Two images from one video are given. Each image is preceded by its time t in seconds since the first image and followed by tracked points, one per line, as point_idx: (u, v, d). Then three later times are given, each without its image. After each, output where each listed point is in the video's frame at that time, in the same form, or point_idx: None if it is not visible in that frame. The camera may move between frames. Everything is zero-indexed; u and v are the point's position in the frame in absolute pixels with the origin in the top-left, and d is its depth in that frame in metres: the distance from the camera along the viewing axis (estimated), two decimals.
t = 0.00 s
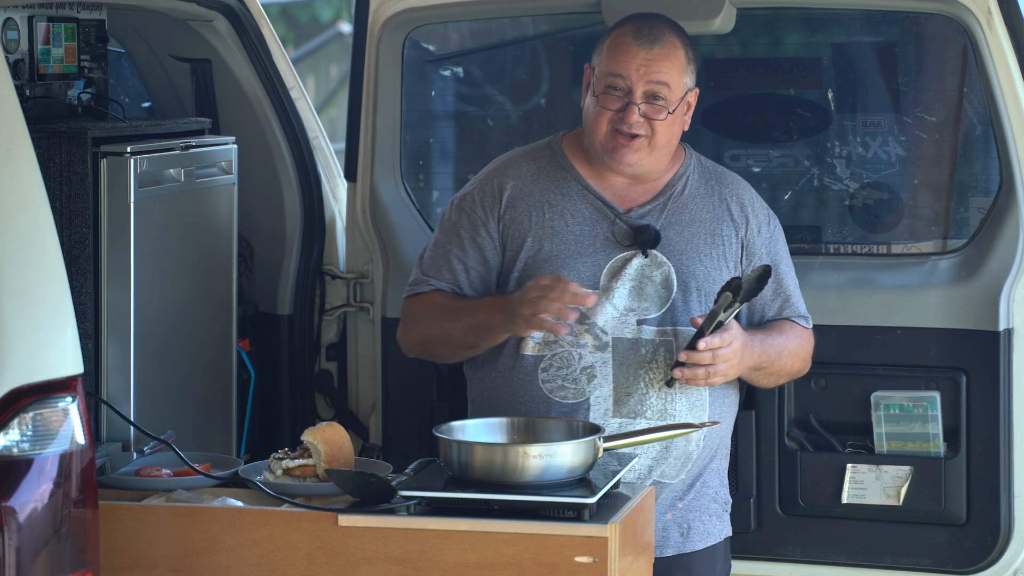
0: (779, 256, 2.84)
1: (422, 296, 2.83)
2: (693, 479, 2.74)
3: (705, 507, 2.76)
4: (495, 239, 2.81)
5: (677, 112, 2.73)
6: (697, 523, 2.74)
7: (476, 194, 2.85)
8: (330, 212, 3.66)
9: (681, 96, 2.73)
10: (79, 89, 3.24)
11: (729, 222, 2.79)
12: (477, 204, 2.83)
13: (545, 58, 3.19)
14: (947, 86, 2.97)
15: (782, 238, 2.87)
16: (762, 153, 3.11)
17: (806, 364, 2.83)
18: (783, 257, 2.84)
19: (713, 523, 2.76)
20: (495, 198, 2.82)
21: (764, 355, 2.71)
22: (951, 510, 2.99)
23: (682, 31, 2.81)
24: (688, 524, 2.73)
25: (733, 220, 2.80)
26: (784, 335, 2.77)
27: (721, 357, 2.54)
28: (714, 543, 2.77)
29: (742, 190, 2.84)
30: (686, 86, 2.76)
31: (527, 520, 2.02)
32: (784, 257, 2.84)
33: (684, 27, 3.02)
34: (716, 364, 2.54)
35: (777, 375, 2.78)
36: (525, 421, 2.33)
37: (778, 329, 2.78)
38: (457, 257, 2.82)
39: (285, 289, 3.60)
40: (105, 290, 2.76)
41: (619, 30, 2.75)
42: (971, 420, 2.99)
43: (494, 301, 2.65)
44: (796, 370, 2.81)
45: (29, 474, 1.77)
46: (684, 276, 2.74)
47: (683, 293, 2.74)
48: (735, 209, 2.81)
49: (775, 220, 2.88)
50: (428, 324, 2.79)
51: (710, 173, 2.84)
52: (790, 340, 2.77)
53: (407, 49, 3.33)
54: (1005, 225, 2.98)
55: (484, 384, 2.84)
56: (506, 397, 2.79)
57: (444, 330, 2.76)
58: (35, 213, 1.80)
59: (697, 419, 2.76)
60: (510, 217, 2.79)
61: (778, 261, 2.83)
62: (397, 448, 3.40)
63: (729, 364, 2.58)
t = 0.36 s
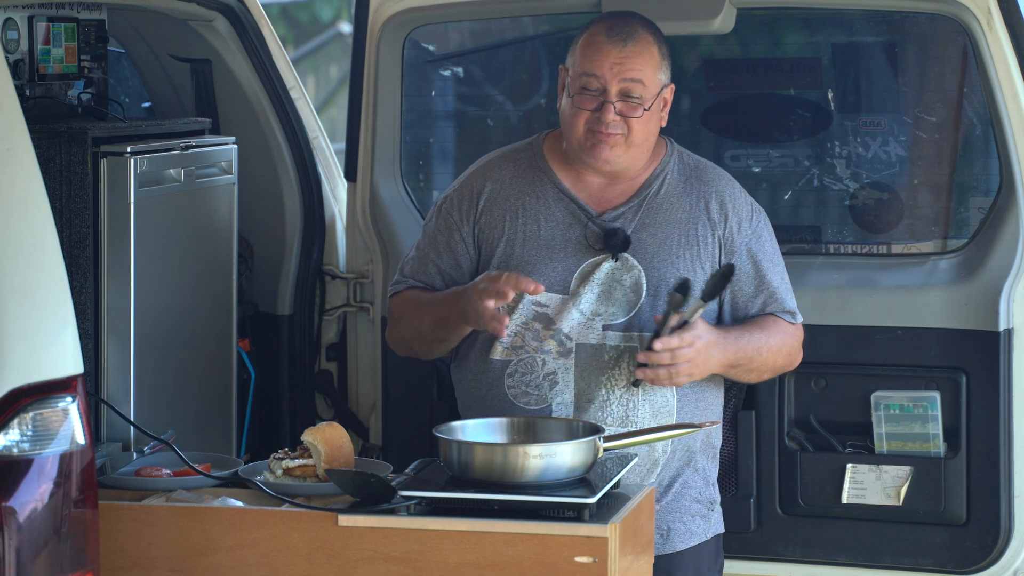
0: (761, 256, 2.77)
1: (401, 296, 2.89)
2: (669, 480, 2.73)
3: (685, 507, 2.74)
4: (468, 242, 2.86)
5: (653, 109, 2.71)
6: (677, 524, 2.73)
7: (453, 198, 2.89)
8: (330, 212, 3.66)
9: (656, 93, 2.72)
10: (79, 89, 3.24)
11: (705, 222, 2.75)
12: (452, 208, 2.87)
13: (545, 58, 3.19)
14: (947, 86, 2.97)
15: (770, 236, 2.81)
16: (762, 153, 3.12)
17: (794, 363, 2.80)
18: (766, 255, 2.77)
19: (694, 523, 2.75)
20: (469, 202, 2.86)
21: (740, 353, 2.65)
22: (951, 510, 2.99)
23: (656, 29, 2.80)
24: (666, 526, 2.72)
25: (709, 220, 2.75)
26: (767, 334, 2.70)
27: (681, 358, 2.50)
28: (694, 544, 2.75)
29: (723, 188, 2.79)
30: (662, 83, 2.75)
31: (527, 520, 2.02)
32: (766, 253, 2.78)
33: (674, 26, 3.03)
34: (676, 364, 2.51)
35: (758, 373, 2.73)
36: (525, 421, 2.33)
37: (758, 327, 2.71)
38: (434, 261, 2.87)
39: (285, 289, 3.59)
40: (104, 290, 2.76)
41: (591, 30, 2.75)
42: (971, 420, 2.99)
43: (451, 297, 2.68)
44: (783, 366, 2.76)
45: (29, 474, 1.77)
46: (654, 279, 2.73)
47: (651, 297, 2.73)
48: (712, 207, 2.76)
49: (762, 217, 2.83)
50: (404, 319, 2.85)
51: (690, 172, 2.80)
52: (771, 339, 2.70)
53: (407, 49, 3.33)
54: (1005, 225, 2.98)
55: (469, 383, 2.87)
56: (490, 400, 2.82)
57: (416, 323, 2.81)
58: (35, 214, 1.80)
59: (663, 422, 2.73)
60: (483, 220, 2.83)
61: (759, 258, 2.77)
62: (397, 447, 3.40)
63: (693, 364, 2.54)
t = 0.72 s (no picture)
0: (758, 257, 2.75)
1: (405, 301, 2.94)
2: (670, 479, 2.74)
3: (686, 507, 2.74)
4: (469, 245, 2.89)
5: (644, 106, 2.72)
6: (677, 524, 2.72)
7: (455, 201, 2.93)
8: (330, 212, 3.66)
9: (647, 90, 2.72)
10: (79, 89, 3.24)
11: (701, 221, 2.74)
12: (454, 211, 2.91)
13: (545, 58, 3.19)
14: (947, 86, 2.97)
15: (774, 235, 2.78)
16: (762, 153, 3.12)
17: (795, 363, 2.80)
18: (764, 255, 2.74)
19: (695, 524, 2.74)
20: (470, 204, 2.89)
21: (725, 356, 2.65)
22: (951, 510, 2.99)
23: (648, 25, 2.81)
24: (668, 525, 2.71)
25: (705, 219, 2.74)
26: (757, 337, 2.69)
27: (652, 362, 2.51)
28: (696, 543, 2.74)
29: (722, 186, 2.77)
30: (653, 79, 2.75)
31: (527, 520, 2.02)
32: (765, 253, 2.75)
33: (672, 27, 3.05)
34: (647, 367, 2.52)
35: (750, 374, 2.73)
36: (525, 421, 2.33)
37: (754, 333, 2.70)
38: (437, 264, 2.92)
39: (285, 289, 3.59)
40: (105, 290, 2.76)
41: (581, 30, 2.76)
42: (971, 420, 2.99)
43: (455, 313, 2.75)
44: (778, 368, 2.76)
45: (29, 474, 1.77)
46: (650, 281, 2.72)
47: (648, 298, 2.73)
48: (709, 206, 2.75)
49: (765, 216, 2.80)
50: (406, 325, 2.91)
51: (688, 170, 2.79)
52: (763, 342, 2.70)
53: (407, 49, 3.33)
54: (1005, 225, 2.98)
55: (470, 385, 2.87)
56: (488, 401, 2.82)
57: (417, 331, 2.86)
58: (35, 213, 1.80)
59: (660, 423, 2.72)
60: (483, 223, 2.86)
61: (755, 258, 2.75)
62: (397, 447, 3.40)
63: (668, 367, 2.54)
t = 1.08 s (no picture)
0: (775, 261, 2.78)
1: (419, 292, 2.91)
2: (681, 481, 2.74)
3: (697, 509, 2.74)
4: (486, 238, 2.90)
5: (662, 108, 2.73)
6: (688, 525, 2.73)
7: (474, 195, 2.93)
8: (330, 212, 3.66)
9: (665, 90, 2.74)
10: (79, 89, 3.24)
11: (718, 224, 2.77)
12: (473, 203, 2.92)
13: (545, 58, 3.19)
14: (947, 86, 2.97)
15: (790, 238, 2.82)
16: (762, 153, 3.12)
17: (809, 366, 2.81)
18: (782, 259, 2.78)
19: (705, 526, 2.75)
20: (491, 196, 2.90)
21: (745, 360, 2.68)
22: (951, 510, 2.99)
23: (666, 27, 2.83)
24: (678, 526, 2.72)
25: (722, 222, 2.77)
26: (775, 342, 2.72)
27: (677, 369, 2.54)
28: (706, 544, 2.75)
29: (738, 189, 2.79)
30: (672, 81, 2.77)
31: (527, 520, 2.02)
32: (783, 257, 2.78)
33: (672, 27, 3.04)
34: (673, 373, 2.55)
35: (767, 378, 2.76)
36: (525, 421, 2.33)
37: (771, 337, 2.73)
38: (455, 257, 2.90)
39: (285, 289, 3.60)
40: (105, 290, 2.76)
41: (602, 28, 2.78)
42: (971, 420, 2.99)
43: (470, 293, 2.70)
44: (794, 373, 2.78)
45: (29, 474, 1.77)
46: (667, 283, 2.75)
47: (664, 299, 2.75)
48: (725, 209, 2.77)
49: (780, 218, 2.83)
50: (419, 315, 2.87)
51: (705, 172, 2.81)
52: (779, 346, 2.72)
53: (407, 49, 3.33)
54: (1005, 225, 2.98)
55: (481, 379, 2.88)
56: (500, 398, 2.84)
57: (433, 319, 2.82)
58: (35, 214, 1.80)
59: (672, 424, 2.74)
60: (502, 217, 2.87)
61: (772, 261, 2.78)
62: (398, 447, 3.40)
63: (693, 374, 2.57)
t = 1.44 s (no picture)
0: (777, 263, 2.68)
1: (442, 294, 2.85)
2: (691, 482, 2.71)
3: (707, 513, 2.70)
4: (502, 239, 2.83)
5: (679, 116, 2.64)
6: (698, 529, 2.69)
7: (493, 194, 2.87)
8: (330, 212, 3.66)
9: (681, 100, 2.64)
10: (79, 89, 3.24)
11: (728, 228, 2.69)
12: (492, 202, 2.85)
13: (545, 58, 3.19)
14: (947, 86, 2.97)
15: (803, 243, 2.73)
16: (763, 153, 3.12)
17: (818, 374, 2.71)
18: (789, 263, 2.67)
19: (715, 530, 2.70)
20: (511, 196, 2.83)
21: (723, 359, 2.57)
22: (951, 510, 2.99)
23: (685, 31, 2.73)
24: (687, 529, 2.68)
25: (734, 225, 2.69)
26: (763, 346, 2.60)
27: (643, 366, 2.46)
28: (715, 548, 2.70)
29: (752, 192, 2.71)
30: (688, 89, 2.67)
31: (527, 520, 2.02)
32: (791, 261, 2.68)
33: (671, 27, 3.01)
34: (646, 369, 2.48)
35: (755, 382, 2.65)
36: (525, 420, 2.33)
37: (760, 339, 2.61)
38: (472, 260, 2.84)
39: (285, 289, 3.60)
40: (105, 290, 2.76)
41: (620, 34, 2.69)
42: (971, 420, 2.99)
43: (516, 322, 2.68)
44: (790, 380, 2.67)
45: (29, 474, 1.77)
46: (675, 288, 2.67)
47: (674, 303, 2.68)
48: (737, 212, 2.69)
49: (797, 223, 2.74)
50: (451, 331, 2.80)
51: (720, 175, 2.74)
52: (765, 349, 2.60)
53: (406, 49, 3.33)
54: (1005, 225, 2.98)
55: (495, 377, 2.87)
56: (512, 400, 2.83)
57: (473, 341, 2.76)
58: (35, 214, 1.80)
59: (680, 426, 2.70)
60: (521, 219, 2.81)
61: (778, 264, 2.68)
62: (399, 447, 3.40)
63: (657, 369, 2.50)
